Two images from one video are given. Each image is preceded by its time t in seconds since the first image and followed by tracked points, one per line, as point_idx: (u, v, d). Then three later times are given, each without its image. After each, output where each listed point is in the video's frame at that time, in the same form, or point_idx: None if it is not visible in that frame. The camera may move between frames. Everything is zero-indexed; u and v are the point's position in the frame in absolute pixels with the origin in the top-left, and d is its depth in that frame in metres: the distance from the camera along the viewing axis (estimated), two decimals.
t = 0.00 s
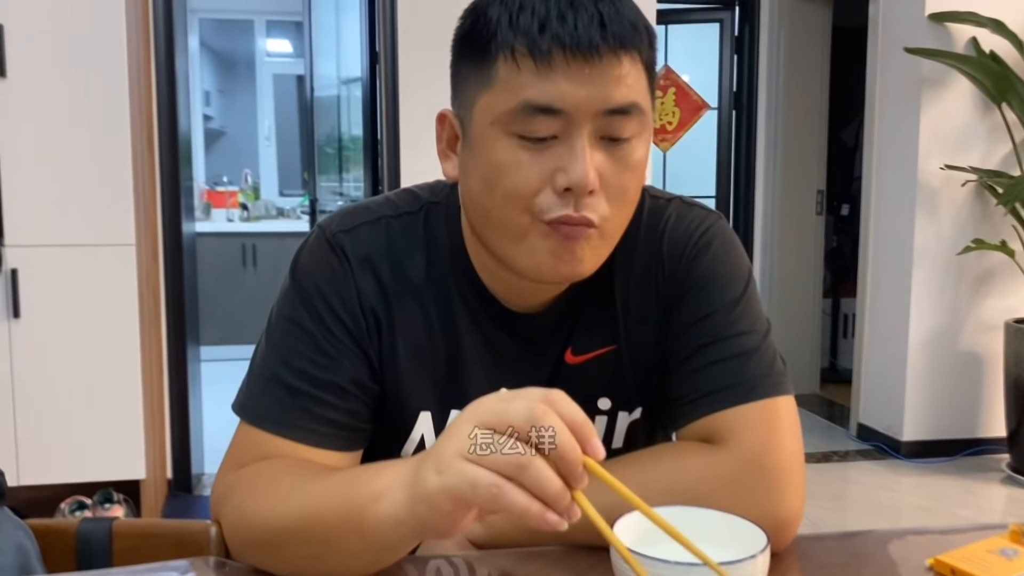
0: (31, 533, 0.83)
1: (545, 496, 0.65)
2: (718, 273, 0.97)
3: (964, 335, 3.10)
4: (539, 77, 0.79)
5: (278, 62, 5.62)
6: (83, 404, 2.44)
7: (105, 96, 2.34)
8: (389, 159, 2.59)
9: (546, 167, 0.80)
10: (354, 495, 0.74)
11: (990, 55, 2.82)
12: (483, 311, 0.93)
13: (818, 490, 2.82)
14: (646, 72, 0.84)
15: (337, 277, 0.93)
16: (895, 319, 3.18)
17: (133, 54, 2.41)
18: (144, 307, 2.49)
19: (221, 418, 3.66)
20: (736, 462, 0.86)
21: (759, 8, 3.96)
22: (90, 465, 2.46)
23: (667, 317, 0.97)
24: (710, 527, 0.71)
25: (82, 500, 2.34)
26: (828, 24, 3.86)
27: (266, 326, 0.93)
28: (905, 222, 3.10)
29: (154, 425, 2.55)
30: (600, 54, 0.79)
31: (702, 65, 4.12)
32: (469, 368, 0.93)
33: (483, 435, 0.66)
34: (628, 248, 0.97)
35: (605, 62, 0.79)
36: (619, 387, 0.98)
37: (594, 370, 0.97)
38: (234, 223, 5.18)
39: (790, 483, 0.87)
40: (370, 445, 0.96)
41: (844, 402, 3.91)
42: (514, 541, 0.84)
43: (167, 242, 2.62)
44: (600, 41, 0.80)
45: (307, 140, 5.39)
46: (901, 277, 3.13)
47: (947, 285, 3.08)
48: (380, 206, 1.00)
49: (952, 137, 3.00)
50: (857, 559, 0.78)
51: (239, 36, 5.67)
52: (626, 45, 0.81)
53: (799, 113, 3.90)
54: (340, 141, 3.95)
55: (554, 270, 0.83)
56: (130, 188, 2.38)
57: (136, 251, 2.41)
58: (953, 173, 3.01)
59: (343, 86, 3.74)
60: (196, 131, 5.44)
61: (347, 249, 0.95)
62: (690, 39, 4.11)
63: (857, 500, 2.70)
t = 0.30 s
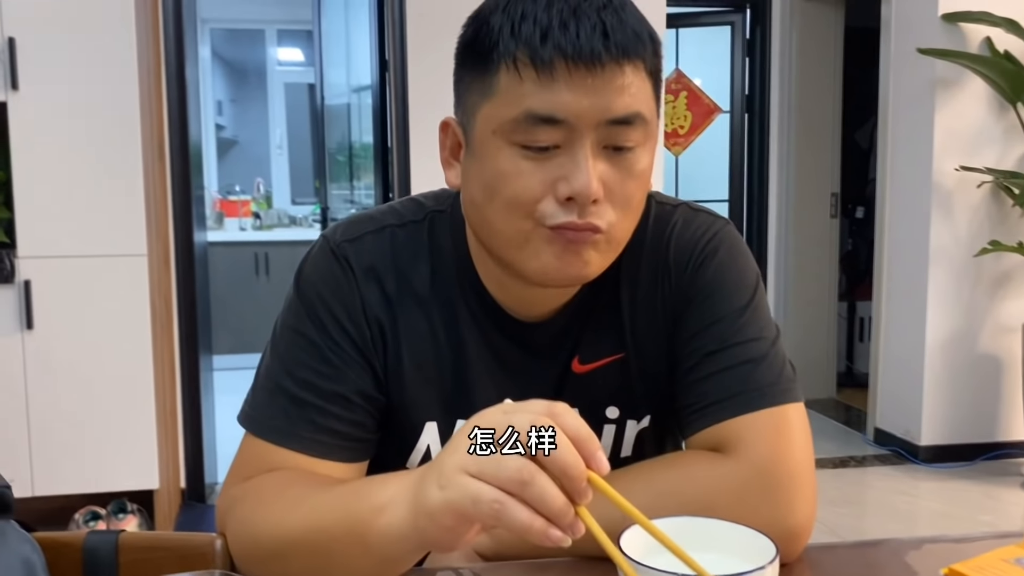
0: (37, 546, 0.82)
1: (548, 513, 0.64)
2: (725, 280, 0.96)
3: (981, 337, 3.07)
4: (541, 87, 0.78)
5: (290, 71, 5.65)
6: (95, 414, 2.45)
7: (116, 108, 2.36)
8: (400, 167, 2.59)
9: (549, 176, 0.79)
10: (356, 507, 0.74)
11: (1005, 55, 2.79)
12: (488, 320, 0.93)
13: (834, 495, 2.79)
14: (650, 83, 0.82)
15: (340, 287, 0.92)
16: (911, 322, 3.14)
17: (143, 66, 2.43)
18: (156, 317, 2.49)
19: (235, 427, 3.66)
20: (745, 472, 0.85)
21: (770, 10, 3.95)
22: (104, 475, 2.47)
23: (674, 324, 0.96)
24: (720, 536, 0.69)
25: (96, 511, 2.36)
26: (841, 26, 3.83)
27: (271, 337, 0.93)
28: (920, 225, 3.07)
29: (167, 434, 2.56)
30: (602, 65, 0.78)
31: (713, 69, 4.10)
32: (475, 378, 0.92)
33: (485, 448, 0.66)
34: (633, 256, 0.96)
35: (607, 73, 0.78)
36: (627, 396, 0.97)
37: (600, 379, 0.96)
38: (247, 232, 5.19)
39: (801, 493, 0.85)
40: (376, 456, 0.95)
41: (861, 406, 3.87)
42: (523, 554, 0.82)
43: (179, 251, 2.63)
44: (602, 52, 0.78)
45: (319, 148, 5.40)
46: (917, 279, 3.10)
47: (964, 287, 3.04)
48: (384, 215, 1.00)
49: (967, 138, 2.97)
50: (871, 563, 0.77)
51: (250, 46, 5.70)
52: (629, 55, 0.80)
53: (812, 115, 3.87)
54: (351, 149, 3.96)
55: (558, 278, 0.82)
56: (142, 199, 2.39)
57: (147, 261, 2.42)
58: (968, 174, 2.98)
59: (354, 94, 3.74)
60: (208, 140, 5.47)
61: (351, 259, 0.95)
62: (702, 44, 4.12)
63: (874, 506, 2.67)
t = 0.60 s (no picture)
0: (43, 552, 0.83)
1: (548, 517, 0.64)
2: (730, 283, 0.96)
3: (994, 339, 3.04)
4: (540, 95, 0.78)
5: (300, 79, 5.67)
6: (106, 421, 2.46)
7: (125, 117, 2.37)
8: (408, 174, 2.59)
9: (550, 185, 0.79)
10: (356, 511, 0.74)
11: (1015, 55, 2.77)
12: (492, 325, 0.92)
13: (847, 500, 2.77)
14: (650, 87, 0.82)
15: (343, 296, 0.92)
16: (923, 324, 3.12)
17: (152, 75, 2.44)
18: (165, 324, 2.50)
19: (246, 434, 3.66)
20: (750, 474, 0.84)
21: (778, 13, 3.94)
22: (115, 482, 2.47)
23: (679, 328, 0.96)
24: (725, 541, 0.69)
25: (107, 518, 2.37)
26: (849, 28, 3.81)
27: (274, 347, 0.93)
28: (931, 226, 3.05)
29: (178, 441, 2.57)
30: (601, 73, 0.78)
31: (722, 73, 4.09)
32: (479, 385, 0.92)
33: (485, 450, 0.65)
34: (636, 261, 0.96)
35: (606, 80, 0.78)
36: (632, 399, 0.96)
37: (605, 383, 0.95)
38: (257, 239, 5.19)
39: (807, 496, 0.84)
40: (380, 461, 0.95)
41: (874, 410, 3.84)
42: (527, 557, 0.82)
43: (188, 259, 2.64)
44: (600, 59, 0.78)
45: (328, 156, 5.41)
46: (929, 281, 3.08)
47: (976, 289, 3.02)
48: (387, 221, 1.00)
49: (977, 138, 2.95)
50: (878, 562, 0.76)
51: (260, 55, 5.72)
52: (628, 61, 0.80)
53: (821, 118, 3.85)
54: (360, 156, 3.97)
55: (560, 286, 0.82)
56: (150, 207, 2.40)
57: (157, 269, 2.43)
58: (979, 175, 2.96)
59: (362, 101, 3.75)
60: (218, 148, 5.49)
61: (354, 267, 0.95)
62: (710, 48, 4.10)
63: (887, 510, 2.65)
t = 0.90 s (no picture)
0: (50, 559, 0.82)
1: (551, 528, 0.64)
2: (735, 286, 0.96)
3: (1004, 342, 3.03)
4: (537, 96, 0.78)
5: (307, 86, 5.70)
6: (115, 427, 2.46)
7: (133, 125, 2.39)
8: (414, 179, 2.59)
9: (546, 184, 0.79)
10: (361, 518, 0.74)
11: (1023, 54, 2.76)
12: (496, 327, 0.92)
13: (857, 503, 2.76)
14: (650, 90, 0.82)
15: (349, 297, 0.93)
16: (933, 327, 3.11)
17: (160, 82, 2.46)
18: (174, 330, 2.51)
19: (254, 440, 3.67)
20: (756, 480, 0.84)
21: (784, 16, 3.93)
22: (123, 488, 2.48)
23: (684, 330, 0.96)
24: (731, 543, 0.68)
25: (117, 524, 2.38)
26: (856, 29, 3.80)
27: (280, 348, 0.93)
28: (940, 228, 3.04)
29: (187, 447, 2.58)
30: (597, 74, 0.78)
31: (729, 76, 4.09)
32: (483, 387, 0.92)
33: (488, 460, 0.65)
34: (641, 263, 0.96)
35: (603, 82, 0.78)
36: (637, 403, 0.96)
37: (610, 387, 0.95)
38: (265, 246, 5.20)
39: (814, 502, 0.84)
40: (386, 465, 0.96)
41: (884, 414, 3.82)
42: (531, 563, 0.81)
43: (197, 265, 2.65)
44: (597, 61, 0.78)
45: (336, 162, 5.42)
46: (938, 284, 3.07)
47: (985, 290, 3.00)
48: (393, 225, 1.01)
49: (985, 139, 2.94)
50: (885, 564, 0.76)
51: (267, 62, 5.75)
52: (625, 64, 0.80)
53: (828, 120, 3.84)
54: (367, 162, 3.98)
55: (555, 287, 0.82)
56: (158, 214, 2.41)
57: (165, 275, 2.44)
58: (988, 177, 2.94)
59: (369, 107, 3.76)
60: (227, 155, 5.51)
61: (360, 270, 0.95)
62: (717, 51, 4.10)
63: (898, 514, 2.63)
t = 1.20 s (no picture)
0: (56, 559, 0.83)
1: (557, 531, 0.64)
2: (738, 287, 0.96)
3: (1011, 343, 3.02)
4: (531, 90, 0.79)
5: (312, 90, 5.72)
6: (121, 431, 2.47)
7: (138, 130, 2.40)
8: (419, 182, 2.60)
9: (540, 179, 0.79)
10: (367, 520, 0.74)
11: None
12: (499, 329, 0.93)
13: (863, 506, 2.75)
14: (646, 87, 0.82)
15: (353, 299, 0.93)
16: (939, 328, 3.10)
17: (166, 87, 2.47)
18: (180, 334, 2.52)
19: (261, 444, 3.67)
20: (761, 482, 0.84)
21: (789, 18, 3.93)
22: (130, 491, 2.49)
23: (687, 331, 0.96)
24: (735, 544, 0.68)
25: (124, 528, 2.39)
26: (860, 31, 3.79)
27: (285, 350, 0.94)
28: (946, 229, 3.03)
29: (193, 451, 2.58)
30: (591, 70, 0.78)
31: (733, 79, 4.09)
32: (487, 388, 0.93)
33: (493, 463, 0.66)
34: (643, 264, 0.97)
35: (597, 77, 0.78)
36: (641, 406, 0.97)
37: (613, 389, 0.95)
38: (271, 250, 5.21)
39: (819, 503, 0.84)
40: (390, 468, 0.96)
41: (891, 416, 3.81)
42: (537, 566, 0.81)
43: (202, 269, 2.66)
44: (592, 56, 0.78)
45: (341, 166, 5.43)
46: (944, 286, 3.06)
47: (992, 292, 3.00)
48: (397, 227, 1.01)
49: (991, 141, 2.93)
50: (890, 565, 0.76)
51: (273, 67, 5.77)
52: (621, 59, 0.80)
53: (833, 122, 3.83)
54: (372, 165, 3.98)
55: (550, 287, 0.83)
56: (163, 218, 2.42)
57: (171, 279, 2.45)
58: (993, 179, 2.94)
59: (374, 111, 3.76)
60: (233, 159, 5.52)
61: (364, 271, 0.96)
62: (721, 53, 4.09)
63: (905, 516, 2.62)
